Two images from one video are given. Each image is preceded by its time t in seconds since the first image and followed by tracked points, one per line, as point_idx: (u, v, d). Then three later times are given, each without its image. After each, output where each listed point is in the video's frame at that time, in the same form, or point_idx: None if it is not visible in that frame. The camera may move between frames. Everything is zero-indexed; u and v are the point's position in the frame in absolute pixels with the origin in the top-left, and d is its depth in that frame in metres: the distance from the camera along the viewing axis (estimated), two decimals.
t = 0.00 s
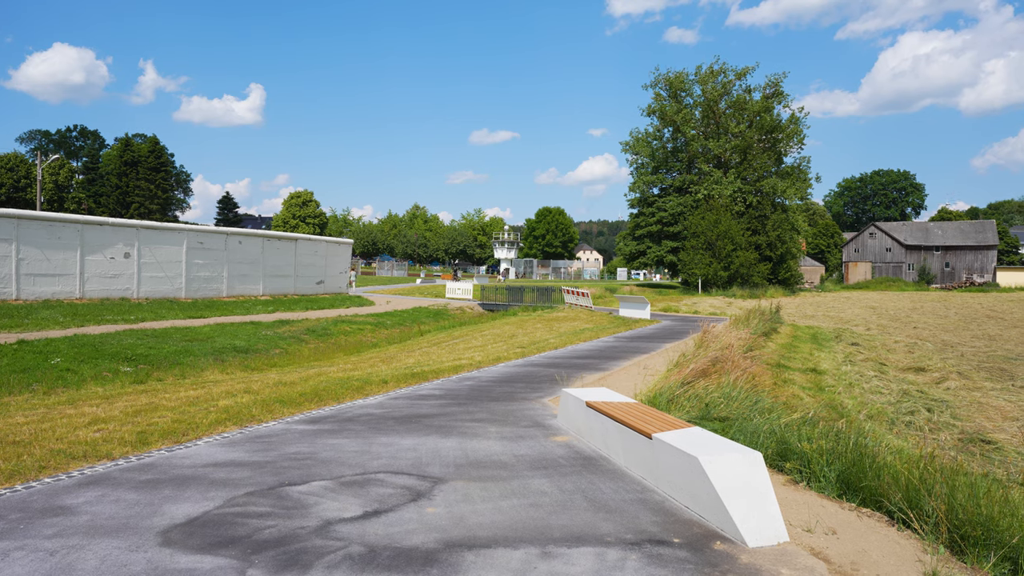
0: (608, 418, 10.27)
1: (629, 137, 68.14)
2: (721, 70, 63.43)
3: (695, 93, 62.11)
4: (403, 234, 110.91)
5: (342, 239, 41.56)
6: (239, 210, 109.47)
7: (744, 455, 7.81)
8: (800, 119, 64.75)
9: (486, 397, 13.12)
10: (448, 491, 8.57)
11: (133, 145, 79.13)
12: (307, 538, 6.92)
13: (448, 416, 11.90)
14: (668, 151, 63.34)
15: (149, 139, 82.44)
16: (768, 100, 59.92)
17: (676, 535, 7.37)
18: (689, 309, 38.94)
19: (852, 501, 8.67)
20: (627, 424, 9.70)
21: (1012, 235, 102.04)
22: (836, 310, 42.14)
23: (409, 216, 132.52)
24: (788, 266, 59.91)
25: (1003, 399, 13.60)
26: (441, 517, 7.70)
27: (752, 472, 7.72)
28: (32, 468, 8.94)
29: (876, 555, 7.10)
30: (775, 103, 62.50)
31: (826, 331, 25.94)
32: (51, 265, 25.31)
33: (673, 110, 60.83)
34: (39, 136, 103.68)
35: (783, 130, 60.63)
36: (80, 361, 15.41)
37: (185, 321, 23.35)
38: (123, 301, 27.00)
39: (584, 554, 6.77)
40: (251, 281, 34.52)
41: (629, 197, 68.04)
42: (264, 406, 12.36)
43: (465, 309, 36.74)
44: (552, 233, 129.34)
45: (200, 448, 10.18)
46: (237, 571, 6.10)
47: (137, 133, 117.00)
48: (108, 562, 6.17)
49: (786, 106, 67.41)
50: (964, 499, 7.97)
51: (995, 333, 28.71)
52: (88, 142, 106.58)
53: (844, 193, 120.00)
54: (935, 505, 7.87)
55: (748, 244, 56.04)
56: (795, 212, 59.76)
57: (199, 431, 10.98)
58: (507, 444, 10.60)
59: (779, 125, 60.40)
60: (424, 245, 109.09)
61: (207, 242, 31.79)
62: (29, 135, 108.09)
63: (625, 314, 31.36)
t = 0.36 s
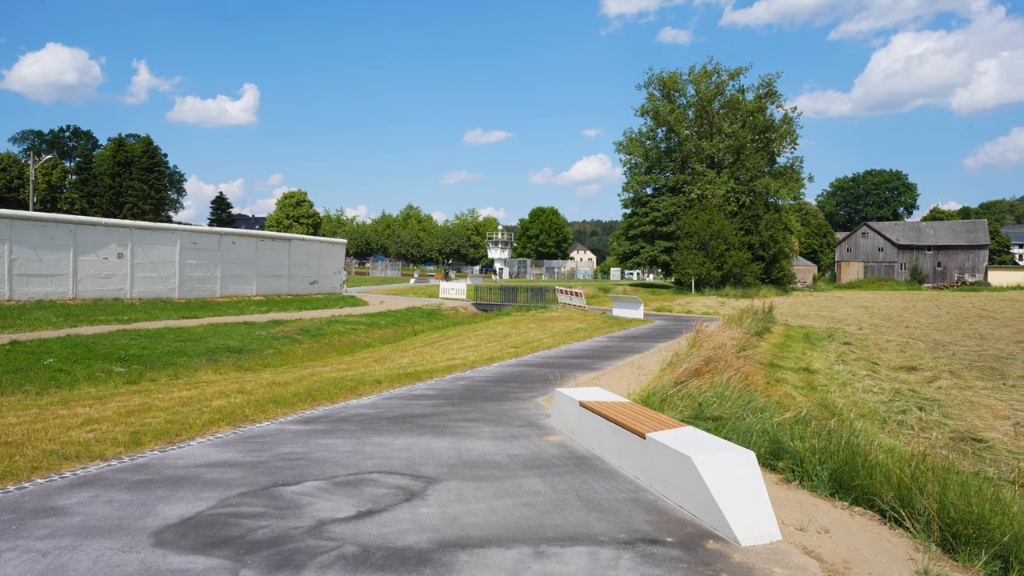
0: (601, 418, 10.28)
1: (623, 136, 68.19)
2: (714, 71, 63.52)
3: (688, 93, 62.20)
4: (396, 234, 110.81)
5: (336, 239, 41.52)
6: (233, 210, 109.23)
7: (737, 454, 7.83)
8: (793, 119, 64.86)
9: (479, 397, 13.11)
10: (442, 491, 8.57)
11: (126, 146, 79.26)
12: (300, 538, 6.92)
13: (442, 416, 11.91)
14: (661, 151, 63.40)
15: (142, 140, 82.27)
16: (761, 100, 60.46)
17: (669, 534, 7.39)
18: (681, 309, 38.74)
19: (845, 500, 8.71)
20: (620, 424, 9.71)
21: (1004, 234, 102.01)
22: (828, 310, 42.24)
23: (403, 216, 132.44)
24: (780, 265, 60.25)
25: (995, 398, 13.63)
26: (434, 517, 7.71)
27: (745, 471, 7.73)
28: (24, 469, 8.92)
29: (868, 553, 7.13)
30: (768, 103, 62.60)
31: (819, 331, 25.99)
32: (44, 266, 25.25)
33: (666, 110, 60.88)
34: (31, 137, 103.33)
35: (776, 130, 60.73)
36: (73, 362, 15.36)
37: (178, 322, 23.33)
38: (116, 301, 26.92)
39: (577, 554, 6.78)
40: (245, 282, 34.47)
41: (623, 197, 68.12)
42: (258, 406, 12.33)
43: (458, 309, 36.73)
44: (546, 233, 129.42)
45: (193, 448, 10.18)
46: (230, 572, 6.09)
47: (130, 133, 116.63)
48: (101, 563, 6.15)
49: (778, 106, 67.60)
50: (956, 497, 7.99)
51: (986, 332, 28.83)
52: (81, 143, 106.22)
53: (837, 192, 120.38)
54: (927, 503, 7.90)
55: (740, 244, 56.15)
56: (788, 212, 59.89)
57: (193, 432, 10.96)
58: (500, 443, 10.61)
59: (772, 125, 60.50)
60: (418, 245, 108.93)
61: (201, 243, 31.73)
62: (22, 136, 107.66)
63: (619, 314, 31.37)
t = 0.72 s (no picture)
0: (591, 418, 10.29)
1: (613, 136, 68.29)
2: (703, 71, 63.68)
3: (678, 93, 62.37)
4: (386, 234, 110.59)
5: (326, 239, 41.41)
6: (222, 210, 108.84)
7: (727, 453, 7.85)
8: (782, 119, 65.12)
9: (469, 397, 13.10)
10: (431, 491, 8.57)
11: (115, 145, 78.93)
12: (289, 539, 6.89)
13: (431, 416, 11.89)
14: (651, 151, 63.53)
15: (131, 140, 81.89)
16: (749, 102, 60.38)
17: (659, 533, 7.40)
18: (671, 309, 38.57)
19: (833, 498, 8.76)
20: (610, 423, 9.71)
21: (991, 233, 102.71)
22: (817, 309, 42.44)
23: (393, 216, 132.33)
24: (769, 265, 60.56)
25: (980, 396, 13.74)
26: (423, 517, 7.69)
27: (734, 470, 7.75)
28: (10, 471, 8.86)
29: (856, 551, 7.17)
30: (757, 103, 62.84)
31: (807, 330, 26.11)
32: (31, 267, 25.10)
33: (656, 110, 61.01)
34: (18, 137, 102.65)
35: (765, 130, 60.96)
36: (60, 363, 15.28)
37: (166, 322, 23.20)
38: (105, 302, 26.78)
39: (567, 553, 6.79)
40: (234, 282, 34.34)
41: (613, 197, 68.20)
42: (247, 407, 12.28)
43: (448, 309, 36.72)
44: (536, 233, 129.53)
45: (182, 449, 10.13)
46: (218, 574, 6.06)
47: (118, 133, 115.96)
48: (88, 565, 6.12)
49: (767, 106, 67.92)
50: (943, 494, 8.05)
51: (971, 331, 29.06)
52: (68, 143, 105.60)
53: (826, 192, 121.01)
54: (914, 501, 7.95)
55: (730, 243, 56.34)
56: (777, 212, 60.16)
57: (181, 433, 10.91)
58: (490, 443, 10.60)
59: (761, 125, 60.73)
60: (407, 245, 108.78)
61: (190, 243, 31.60)
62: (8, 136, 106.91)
63: (608, 313, 31.40)
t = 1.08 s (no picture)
0: (577, 418, 10.29)
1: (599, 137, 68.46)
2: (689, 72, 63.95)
3: (664, 94, 62.63)
4: (372, 234, 110.25)
5: (312, 240, 41.25)
6: (207, 211, 108.13)
7: (712, 452, 7.88)
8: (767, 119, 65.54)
9: (455, 398, 13.07)
10: (417, 492, 8.54)
11: (97, 145, 78.29)
12: (274, 541, 6.85)
13: (417, 417, 11.86)
14: (637, 151, 63.71)
15: (114, 139, 81.22)
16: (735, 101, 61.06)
17: (644, 532, 7.42)
18: (658, 309, 38.51)
19: (817, 496, 8.81)
20: (596, 423, 9.72)
21: (972, 233, 103.95)
22: (802, 308, 42.73)
23: (379, 216, 132.02)
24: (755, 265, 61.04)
25: (962, 394, 13.87)
26: (409, 518, 7.66)
27: (719, 469, 7.78)
28: None
29: (840, 549, 7.21)
30: (742, 104, 63.20)
31: (792, 329, 26.28)
32: (13, 268, 24.85)
33: (642, 111, 61.20)
34: None
35: (749, 130, 61.35)
36: (42, 365, 15.12)
37: (150, 324, 22.98)
38: (88, 303, 26.53)
39: (553, 553, 6.78)
40: (219, 283, 34.11)
41: (599, 197, 68.33)
42: (232, 408, 12.20)
43: (434, 309, 36.67)
44: (522, 233, 129.63)
45: (166, 451, 10.05)
46: None
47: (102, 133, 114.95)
48: (69, 570, 6.05)
49: (752, 107, 68.37)
50: (925, 491, 8.12)
51: (953, 329, 29.33)
52: (50, 142, 104.55)
53: (811, 192, 121.98)
54: (897, 498, 8.00)
55: (716, 243, 56.60)
56: (762, 212, 60.54)
57: (165, 435, 10.82)
58: (476, 444, 10.59)
59: (746, 126, 61.10)
60: (394, 246, 108.49)
61: (174, 244, 31.38)
62: None
63: (594, 313, 31.48)
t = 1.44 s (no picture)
0: (560, 418, 10.29)
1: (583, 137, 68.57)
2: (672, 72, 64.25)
3: (647, 94, 62.89)
4: (356, 235, 109.74)
5: (294, 240, 41.01)
6: (188, 211, 107.25)
7: (694, 451, 7.91)
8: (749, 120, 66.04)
9: (439, 398, 13.03)
10: (401, 493, 8.51)
11: (76, 144, 77.48)
12: (256, 544, 6.79)
13: (401, 418, 11.82)
14: (621, 151, 63.90)
15: (94, 139, 80.36)
16: (717, 102, 61.60)
17: (628, 532, 7.42)
18: (641, 309, 38.61)
19: (799, 494, 8.87)
20: (579, 424, 9.72)
21: (951, 233, 105.45)
22: (784, 308, 43.06)
23: (362, 217, 131.56)
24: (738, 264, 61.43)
25: (942, 392, 14.03)
26: (393, 520, 7.63)
27: (701, 468, 7.81)
28: None
29: (821, 546, 7.26)
30: (724, 105, 63.56)
31: (774, 328, 26.48)
32: None
33: (625, 112, 61.38)
34: None
35: (732, 131, 61.78)
36: (18, 367, 14.90)
37: (131, 325, 22.70)
38: (67, 304, 26.22)
39: (536, 553, 6.78)
40: (201, 283, 33.82)
41: (583, 197, 68.46)
42: (213, 410, 12.10)
43: (418, 310, 36.56)
44: (506, 233, 129.68)
45: (146, 454, 9.93)
46: None
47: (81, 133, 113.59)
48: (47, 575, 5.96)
49: (735, 108, 68.84)
50: (904, 487, 8.19)
51: (932, 328, 29.68)
52: (28, 142, 103.18)
53: (792, 193, 123.07)
54: (876, 495, 8.08)
55: (699, 243, 56.90)
56: (744, 212, 61.04)
57: (145, 438, 10.70)
58: (460, 444, 10.57)
59: (728, 127, 61.52)
60: (378, 246, 108.13)
61: (155, 244, 31.08)
62: None
63: (578, 313, 31.54)
